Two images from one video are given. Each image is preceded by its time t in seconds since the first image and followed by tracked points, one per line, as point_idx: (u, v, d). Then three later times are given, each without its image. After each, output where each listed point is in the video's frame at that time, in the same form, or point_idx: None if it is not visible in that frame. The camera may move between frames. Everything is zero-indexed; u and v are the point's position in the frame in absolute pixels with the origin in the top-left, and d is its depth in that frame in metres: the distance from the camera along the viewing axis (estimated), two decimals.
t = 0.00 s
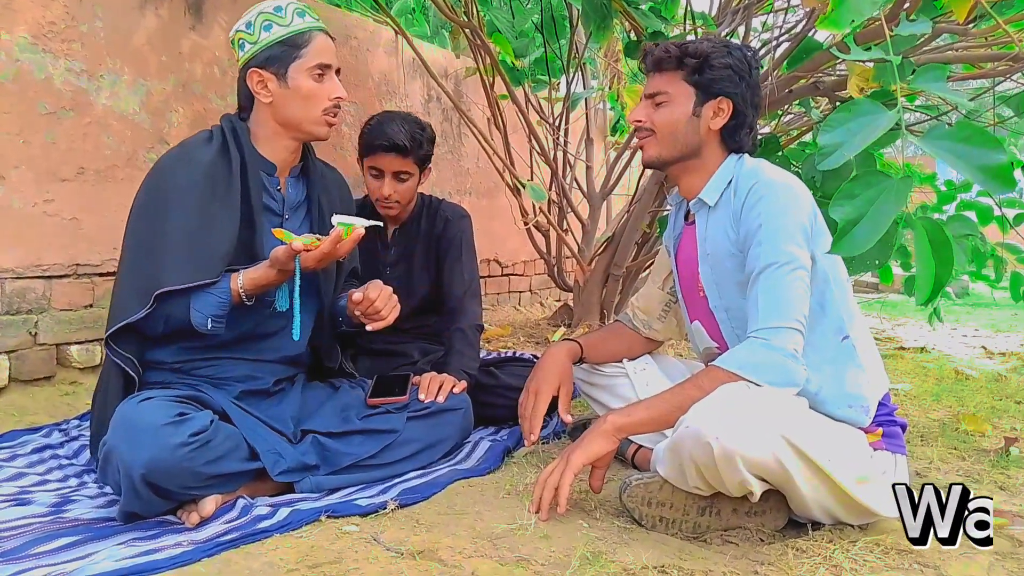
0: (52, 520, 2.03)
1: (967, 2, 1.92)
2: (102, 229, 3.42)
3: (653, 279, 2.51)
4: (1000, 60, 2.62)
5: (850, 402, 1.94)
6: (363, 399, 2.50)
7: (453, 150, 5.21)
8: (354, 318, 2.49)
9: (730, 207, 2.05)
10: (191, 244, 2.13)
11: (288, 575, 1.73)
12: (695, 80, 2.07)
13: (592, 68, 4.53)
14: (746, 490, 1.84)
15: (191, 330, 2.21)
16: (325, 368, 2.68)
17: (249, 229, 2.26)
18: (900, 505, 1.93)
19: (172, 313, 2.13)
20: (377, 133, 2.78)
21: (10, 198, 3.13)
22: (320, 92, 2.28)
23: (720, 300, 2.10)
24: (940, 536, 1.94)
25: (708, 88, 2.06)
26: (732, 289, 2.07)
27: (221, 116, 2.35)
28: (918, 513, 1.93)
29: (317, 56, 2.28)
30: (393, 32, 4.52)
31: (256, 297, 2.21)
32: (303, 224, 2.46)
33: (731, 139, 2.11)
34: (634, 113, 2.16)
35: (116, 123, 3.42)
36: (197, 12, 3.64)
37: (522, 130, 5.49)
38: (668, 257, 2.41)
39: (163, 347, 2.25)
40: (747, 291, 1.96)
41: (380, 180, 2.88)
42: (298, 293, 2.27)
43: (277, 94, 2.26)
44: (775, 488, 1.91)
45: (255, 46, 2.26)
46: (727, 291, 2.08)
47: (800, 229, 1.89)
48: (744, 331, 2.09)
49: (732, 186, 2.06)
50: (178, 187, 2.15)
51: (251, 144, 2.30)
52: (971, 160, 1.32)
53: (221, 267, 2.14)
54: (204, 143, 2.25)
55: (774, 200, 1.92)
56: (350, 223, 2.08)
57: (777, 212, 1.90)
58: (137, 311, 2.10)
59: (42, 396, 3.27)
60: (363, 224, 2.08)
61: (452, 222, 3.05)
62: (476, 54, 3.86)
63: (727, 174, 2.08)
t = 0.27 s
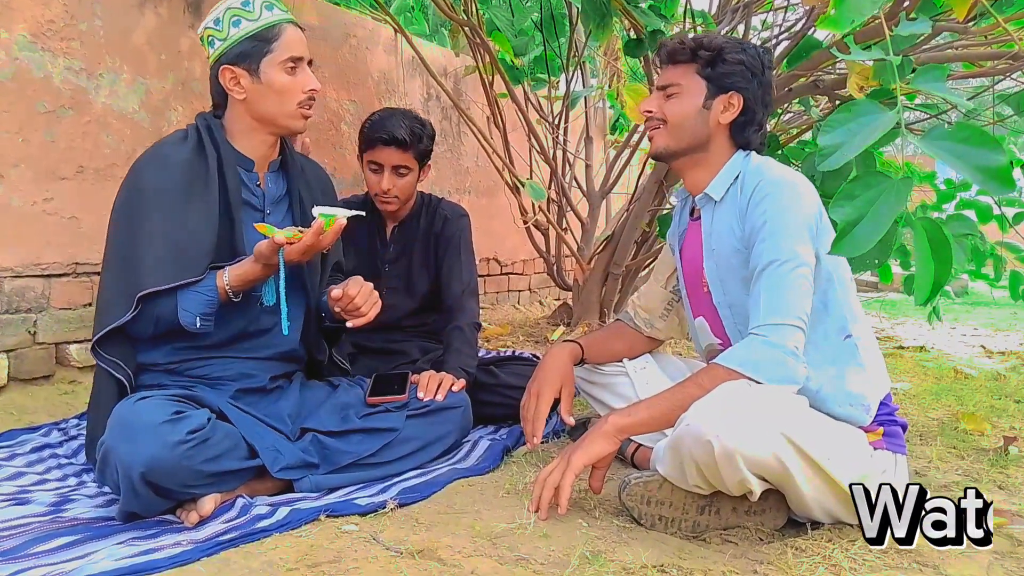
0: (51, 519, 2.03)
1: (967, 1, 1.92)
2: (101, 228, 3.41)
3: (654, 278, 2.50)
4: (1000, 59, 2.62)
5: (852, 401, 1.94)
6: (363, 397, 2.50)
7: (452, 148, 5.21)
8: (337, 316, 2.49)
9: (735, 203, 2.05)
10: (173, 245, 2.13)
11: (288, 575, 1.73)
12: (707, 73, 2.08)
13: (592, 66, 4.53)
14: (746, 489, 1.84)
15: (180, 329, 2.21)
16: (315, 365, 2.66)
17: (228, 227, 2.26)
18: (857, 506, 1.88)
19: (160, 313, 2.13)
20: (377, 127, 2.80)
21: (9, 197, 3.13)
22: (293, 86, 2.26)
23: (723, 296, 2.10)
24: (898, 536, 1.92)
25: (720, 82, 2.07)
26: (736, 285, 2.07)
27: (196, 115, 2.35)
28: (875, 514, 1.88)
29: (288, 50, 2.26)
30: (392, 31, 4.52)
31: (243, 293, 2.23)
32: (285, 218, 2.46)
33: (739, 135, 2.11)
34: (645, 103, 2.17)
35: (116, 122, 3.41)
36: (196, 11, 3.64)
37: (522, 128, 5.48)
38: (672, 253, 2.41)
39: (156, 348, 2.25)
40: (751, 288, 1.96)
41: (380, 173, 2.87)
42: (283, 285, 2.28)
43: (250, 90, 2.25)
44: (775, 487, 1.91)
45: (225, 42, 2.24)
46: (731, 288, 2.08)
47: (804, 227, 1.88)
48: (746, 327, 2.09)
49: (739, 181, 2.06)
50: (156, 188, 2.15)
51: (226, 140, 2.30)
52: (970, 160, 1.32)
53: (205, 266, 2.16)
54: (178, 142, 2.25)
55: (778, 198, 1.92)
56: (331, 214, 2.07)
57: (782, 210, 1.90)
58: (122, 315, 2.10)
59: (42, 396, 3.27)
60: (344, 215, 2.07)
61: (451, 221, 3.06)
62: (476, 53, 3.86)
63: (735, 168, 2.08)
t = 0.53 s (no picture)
0: (53, 519, 2.03)
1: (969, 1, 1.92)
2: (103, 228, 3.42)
3: (656, 279, 2.50)
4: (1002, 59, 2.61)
5: (854, 402, 1.94)
6: (365, 397, 2.49)
7: (454, 149, 5.21)
8: (327, 317, 2.47)
9: (739, 203, 2.05)
10: (164, 245, 2.13)
11: (289, 574, 1.73)
12: (713, 72, 2.08)
13: (594, 66, 4.53)
14: (747, 489, 1.83)
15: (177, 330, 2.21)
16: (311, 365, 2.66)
17: (220, 226, 2.26)
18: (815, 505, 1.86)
19: (154, 315, 2.13)
20: (376, 132, 2.79)
21: (11, 197, 3.13)
22: (280, 84, 2.26)
23: (727, 295, 2.10)
24: (856, 536, 1.90)
25: (726, 81, 2.07)
26: (739, 284, 2.07)
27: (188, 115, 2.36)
28: (833, 513, 1.86)
29: (275, 48, 2.26)
30: (394, 31, 4.52)
31: (238, 293, 2.22)
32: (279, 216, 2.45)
33: (744, 135, 2.11)
34: (650, 101, 2.17)
35: (118, 122, 3.42)
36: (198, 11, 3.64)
37: (523, 129, 5.49)
38: (675, 253, 2.41)
39: (155, 350, 2.25)
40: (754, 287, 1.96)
41: (380, 178, 2.87)
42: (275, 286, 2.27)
43: (237, 89, 2.25)
44: (777, 488, 1.90)
45: (212, 42, 2.25)
46: (734, 287, 2.08)
47: (808, 228, 1.88)
48: (749, 327, 2.09)
49: (743, 181, 2.06)
50: (147, 189, 2.15)
51: (216, 140, 2.31)
52: (973, 159, 1.32)
53: (197, 266, 2.16)
54: (169, 143, 2.26)
55: (782, 199, 1.92)
56: (322, 212, 2.09)
57: (786, 210, 1.90)
58: (117, 317, 2.11)
59: (44, 396, 3.28)
60: (336, 213, 2.09)
61: (452, 221, 3.07)
62: (478, 53, 3.86)
63: (738, 168, 2.09)
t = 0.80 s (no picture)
0: (56, 519, 2.04)
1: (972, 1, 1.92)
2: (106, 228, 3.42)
3: (658, 279, 2.49)
4: (1005, 59, 2.61)
5: (856, 402, 1.94)
6: (366, 398, 2.50)
7: (456, 149, 5.21)
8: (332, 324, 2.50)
9: (740, 204, 2.05)
10: (163, 245, 2.14)
11: (292, 574, 1.74)
12: (712, 73, 2.08)
13: (596, 67, 4.53)
14: (749, 490, 1.83)
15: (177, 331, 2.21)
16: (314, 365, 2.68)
17: (220, 227, 2.27)
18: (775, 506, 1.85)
19: (152, 315, 2.13)
20: (366, 144, 2.78)
21: (14, 198, 3.14)
22: (283, 86, 2.26)
23: (728, 296, 2.10)
24: (815, 536, 1.87)
25: (726, 83, 2.07)
26: (741, 286, 2.07)
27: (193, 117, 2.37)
28: (792, 513, 1.85)
29: (278, 51, 2.26)
30: (396, 32, 4.52)
31: (237, 295, 2.22)
32: (281, 218, 2.45)
33: (745, 136, 2.11)
34: (650, 104, 2.17)
35: (120, 123, 3.43)
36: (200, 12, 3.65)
37: (526, 129, 5.49)
38: (676, 254, 2.41)
39: (156, 351, 2.25)
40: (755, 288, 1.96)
41: (375, 190, 2.88)
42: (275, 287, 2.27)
43: (241, 91, 2.26)
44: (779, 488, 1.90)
45: (216, 44, 2.26)
46: (735, 288, 2.08)
47: (810, 229, 1.88)
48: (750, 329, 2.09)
49: (743, 182, 2.06)
50: (147, 189, 2.17)
51: (219, 141, 2.32)
52: (977, 157, 1.32)
53: (197, 266, 2.16)
54: (170, 144, 2.27)
55: (784, 200, 1.92)
56: (322, 214, 2.09)
57: (788, 211, 1.89)
58: (117, 317, 2.12)
59: (47, 396, 3.28)
60: (335, 214, 2.09)
61: (452, 222, 3.07)
62: (480, 54, 3.86)
63: (738, 169, 2.08)
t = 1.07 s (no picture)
0: (57, 515, 2.04)
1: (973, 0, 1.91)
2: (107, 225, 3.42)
3: (659, 278, 2.50)
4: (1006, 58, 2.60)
5: (857, 401, 1.94)
6: (367, 396, 2.50)
7: (457, 147, 5.21)
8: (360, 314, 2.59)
9: (741, 203, 2.05)
10: (157, 241, 2.14)
11: (292, 572, 1.74)
12: (714, 71, 2.08)
13: (597, 65, 4.52)
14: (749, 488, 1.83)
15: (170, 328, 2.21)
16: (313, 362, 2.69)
17: (217, 224, 2.27)
18: (735, 504, 1.87)
19: (143, 310, 2.13)
20: (370, 141, 2.79)
21: (14, 195, 3.13)
22: (290, 85, 2.26)
23: (729, 295, 2.10)
24: (775, 536, 1.88)
25: (726, 80, 2.07)
26: (742, 284, 2.07)
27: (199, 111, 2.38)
28: (753, 514, 1.86)
29: (286, 49, 2.26)
30: (397, 29, 4.52)
31: (229, 292, 2.21)
32: (282, 216, 2.45)
33: (746, 134, 2.11)
34: (651, 101, 2.17)
35: (121, 120, 3.42)
36: (201, 9, 3.64)
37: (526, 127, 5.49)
38: (676, 254, 2.41)
39: (157, 349, 2.25)
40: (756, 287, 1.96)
41: (377, 186, 2.89)
42: (267, 290, 2.24)
43: (247, 88, 2.26)
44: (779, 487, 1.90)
45: (224, 39, 2.27)
46: (736, 286, 2.08)
47: (812, 228, 1.87)
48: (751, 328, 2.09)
49: (744, 181, 2.06)
50: (144, 184, 2.19)
51: (222, 138, 2.32)
52: (977, 156, 1.32)
53: (190, 262, 2.15)
54: (171, 140, 2.29)
55: (786, 198, 1.92)
56: (314, 214, 2.01)
57: (790, 210, 1.89)
58: (105, 309, 2.13)
59: (48, 393, 3.28)
60: (329, 215, 2.02)
61: (452, 219, 3.07)
62: (480, 51, 3.85)
63: (739, 168, 2.08)
